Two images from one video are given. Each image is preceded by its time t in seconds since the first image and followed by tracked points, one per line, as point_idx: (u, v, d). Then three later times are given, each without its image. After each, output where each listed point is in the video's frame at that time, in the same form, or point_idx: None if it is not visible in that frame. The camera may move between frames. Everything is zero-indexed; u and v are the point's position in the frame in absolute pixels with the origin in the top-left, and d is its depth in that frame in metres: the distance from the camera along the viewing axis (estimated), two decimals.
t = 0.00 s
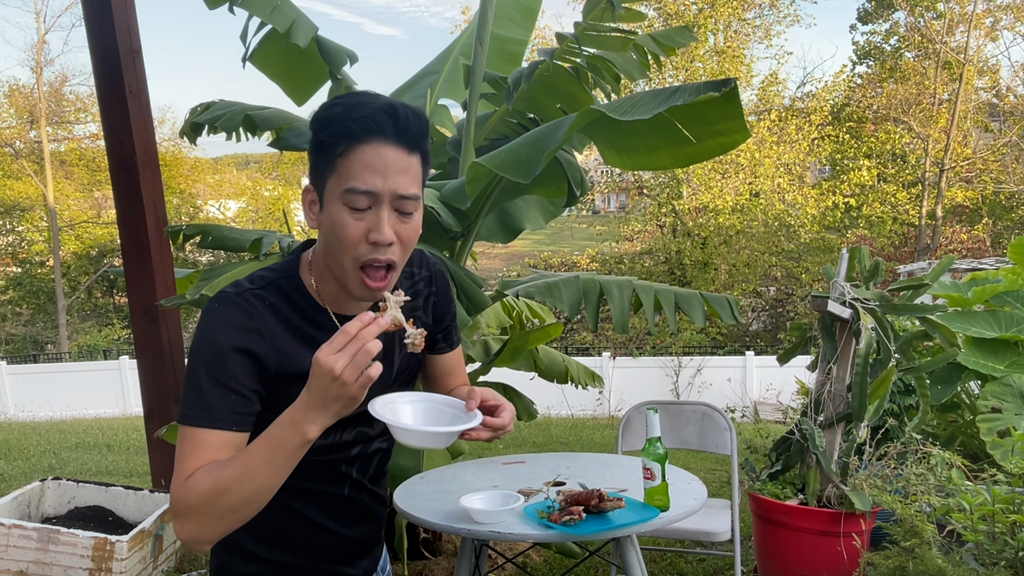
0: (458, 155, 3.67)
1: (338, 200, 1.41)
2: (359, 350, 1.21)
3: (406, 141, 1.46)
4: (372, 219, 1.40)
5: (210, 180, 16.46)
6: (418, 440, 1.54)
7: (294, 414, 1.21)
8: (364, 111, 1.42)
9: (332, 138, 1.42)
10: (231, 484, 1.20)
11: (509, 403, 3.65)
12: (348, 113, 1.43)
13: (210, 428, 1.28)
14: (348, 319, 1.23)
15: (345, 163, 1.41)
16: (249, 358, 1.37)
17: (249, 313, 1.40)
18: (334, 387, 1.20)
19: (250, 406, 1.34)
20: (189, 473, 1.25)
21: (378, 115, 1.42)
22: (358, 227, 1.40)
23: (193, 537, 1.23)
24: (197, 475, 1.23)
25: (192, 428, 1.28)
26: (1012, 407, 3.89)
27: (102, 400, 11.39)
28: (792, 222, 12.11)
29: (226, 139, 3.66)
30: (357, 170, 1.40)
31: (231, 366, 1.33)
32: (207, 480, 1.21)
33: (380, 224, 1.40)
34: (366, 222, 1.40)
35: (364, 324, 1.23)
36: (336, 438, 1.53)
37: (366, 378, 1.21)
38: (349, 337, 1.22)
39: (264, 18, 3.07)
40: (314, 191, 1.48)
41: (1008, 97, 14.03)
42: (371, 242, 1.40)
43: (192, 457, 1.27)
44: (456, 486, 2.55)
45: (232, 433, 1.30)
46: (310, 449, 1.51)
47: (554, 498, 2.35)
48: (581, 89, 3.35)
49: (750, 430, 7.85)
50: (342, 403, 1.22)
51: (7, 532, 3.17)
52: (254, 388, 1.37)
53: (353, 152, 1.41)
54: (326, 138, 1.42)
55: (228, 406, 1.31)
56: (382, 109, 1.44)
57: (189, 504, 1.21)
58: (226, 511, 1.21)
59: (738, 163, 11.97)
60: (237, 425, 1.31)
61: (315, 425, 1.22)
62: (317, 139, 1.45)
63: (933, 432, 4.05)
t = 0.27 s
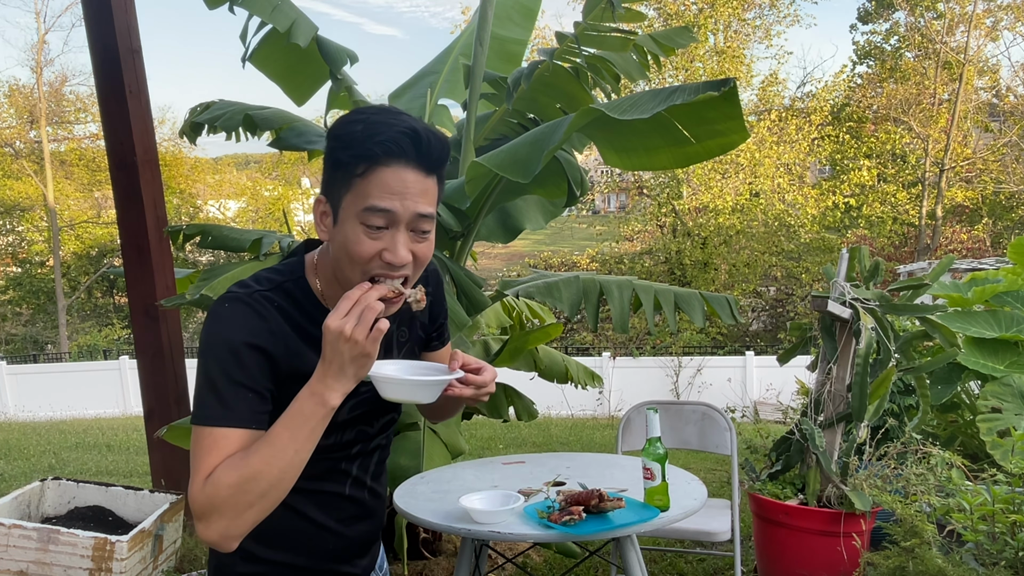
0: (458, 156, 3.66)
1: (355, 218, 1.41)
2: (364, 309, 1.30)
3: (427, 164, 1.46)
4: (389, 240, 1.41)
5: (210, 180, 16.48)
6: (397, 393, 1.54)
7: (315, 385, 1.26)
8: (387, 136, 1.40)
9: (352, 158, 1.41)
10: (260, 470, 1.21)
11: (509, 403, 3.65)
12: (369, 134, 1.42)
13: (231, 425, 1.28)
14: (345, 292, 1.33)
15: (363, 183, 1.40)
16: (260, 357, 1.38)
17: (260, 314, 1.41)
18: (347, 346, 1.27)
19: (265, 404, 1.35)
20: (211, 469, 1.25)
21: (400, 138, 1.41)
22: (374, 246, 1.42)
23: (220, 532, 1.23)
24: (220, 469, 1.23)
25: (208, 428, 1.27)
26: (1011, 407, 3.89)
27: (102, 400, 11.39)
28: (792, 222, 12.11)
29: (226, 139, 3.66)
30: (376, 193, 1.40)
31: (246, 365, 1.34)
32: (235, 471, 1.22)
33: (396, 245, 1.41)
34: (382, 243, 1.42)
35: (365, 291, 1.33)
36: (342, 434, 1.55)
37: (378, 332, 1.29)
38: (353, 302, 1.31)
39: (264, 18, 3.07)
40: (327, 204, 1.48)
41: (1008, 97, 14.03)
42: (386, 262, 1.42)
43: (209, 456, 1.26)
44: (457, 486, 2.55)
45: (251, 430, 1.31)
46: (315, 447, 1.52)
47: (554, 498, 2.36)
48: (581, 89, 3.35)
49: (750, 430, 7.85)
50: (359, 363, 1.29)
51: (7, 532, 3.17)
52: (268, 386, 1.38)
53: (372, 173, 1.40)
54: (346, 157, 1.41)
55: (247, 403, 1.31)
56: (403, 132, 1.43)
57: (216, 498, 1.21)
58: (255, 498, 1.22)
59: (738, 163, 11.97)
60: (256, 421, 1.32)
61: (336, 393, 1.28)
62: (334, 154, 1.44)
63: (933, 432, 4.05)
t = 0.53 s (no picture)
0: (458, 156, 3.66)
1: (362, 216, 1.41)
2: (369, 296, 1.31)
3: (435, 166, 1.46)
4: (395, 237, 1.41)
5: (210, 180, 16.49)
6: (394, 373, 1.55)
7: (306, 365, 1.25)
8: (399, 136, 1.41)
9: (363, 156, 1.41)
10: (245, 449, 1.19)
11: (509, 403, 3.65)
12: (381, 134, 1.43)
13: (223, 410, 1.26)
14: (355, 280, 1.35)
15: (373, 181, 1.41)
16: (263, 348, 1.38)
17: (266, 307, 1.42)
18: (340, 321, 1.28)
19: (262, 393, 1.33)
20: (199, 450, 1.23)
21: (411, 138, 1.42)
22: (379, 243, 1.41)
23: (203, 517, 1.20)
24: (207, 450, 1.21)
25: (201, 411, 1.25)
26: (1011, 407, 3.89)
27: (102, 400, 11.38)
28: (792, 222, 12.11)
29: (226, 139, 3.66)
30: (385, 191, 1.40)
31: (247, 353, 1.34)
32: (220, 451, 1.19)
33: (402, 244, 1.41)
34: (387, 241, 1.42)
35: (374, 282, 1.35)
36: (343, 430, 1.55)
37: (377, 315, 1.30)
38: (360, 287, 1.32)
39: (264, 18, 3.07)
40: (334, 200, 1.48)
41: (1008, 97, 14.03)
42: (390, 259, 1.42)
43: (199, 438, 1.24)
44: (456, 486, 2.55)
45: (242, 416, 1.28)
46: (316, 444, 1.52)
47: (554, 498, 2.36)
48: (581, 89, 3.35)
49: (750, 430, 7.86)
50: (350, 339, 1.28)
51: (7, 532, 3.17)
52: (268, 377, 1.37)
53: (381, 172, 1.41)
54: (357, 154, 1.42)
55: (242, 389, 1.30)
56: (414, 133, 1.44)
57: (201, 479, 1.18)
58: (239, 479, 1.19)
59: (738, 163, 11.97)
60: (250, 408, 1.30)
61: (324, 370, 1.25)
62: (344, 150, 1.45)
63: (933, 432, 4.05)
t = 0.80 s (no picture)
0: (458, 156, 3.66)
1: (369, 221, 1.42)
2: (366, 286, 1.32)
3: (442, 173, 1.47)
4: (402, 243, 1.42)
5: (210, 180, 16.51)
6: (399, 374, 1.55)
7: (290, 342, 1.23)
8: (408, 144, 1.41)
9: (373, 163, 1.41)
10: (223, 420, 1.16)
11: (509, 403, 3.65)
12: (391, 141, 1.43)
13: (206, 389, 1.24)
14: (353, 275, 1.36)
15: (382, 188, 1.41)
16: (258, 338, 1.38)
17: (263, 299, 1.43)
18: (328, 297, 1.29)
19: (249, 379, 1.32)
20: (178, 424, 1.20)
21: (422, 146, 1.43)
22: (386, 248, 1.42)
23: (174, 494, 1.15)
24: (187, 423, 1.19)
25: (183, 390, 1.24)
26: (1012, 407, 3.89)
27: (102, 401, 11.38)
28: (792, 222, 12.11)
29: (226, 139, 3.66)
30: (394, 199, 1.40)
31: (239, 339, 1.34)
32: (200, 422, 1.17)
33: (408, 250, 1.43)
34: (394, 246, 1.42)
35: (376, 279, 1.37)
36: (338, 427, 1.55)
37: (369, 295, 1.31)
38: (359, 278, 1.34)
39: (264, 18, 3.07)
40: (337, 201, 1.47)
41: (1008, 97, 14.02)
42: (396, 265, 1.43)
43: (178, 414, 1.21)
44: (456, 486, 2.55)
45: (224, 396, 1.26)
46: (314, 442, 1.52)
47: (554, 498, 2.36)
48: (582, 90, 3.36)
49: (750, 430, 7.86)
50: (336, 318, 1.27)
51: (7, 532, 3.17)
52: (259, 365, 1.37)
53: (391, 179, 1.41)
54: (367, 160, 1.42)
55: (229, 373, 1.29)
56: (424, 141, 1.45)
57: (176, 452, 1.15)
58: (214, 452, 1.15)
59: (738, 163, 11.96)
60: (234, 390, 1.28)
61: (306, 345, 1.23)
62: (351, 153, 1.44)
63: (933, 432, 4.05)
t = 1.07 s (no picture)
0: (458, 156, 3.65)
1: (375, 226, 1.42)
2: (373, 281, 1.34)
3: (447, 177, 1.48)
4: (407, 247, 1.43)
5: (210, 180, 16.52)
6: (402, 371, 1.56)
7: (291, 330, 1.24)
8: (415, 149, 1.41)
9: (379, 167, 1.41)
10: (219, 404, 1.16)
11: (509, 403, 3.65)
12: (397, 145, 1.42)
13: (203, 375, 1.24)
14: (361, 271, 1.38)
15: (388, 193, 1.40)
16: (256, 332, 1.38)
17: (262, 293, 1.43)
18: (333, 289, 1.30)
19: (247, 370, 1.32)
20: (173, 407, 1.20)
21: (428, 151, 1.43)
22: (391, 251, 1.43)
23: (164, 476, 1.14)
24: (181, 405, 1.18)
25: (180, 374, 1.23)
26: (1012, 407, 3.89)
27: (102, 401, 11.37)
28: (792, 222, 12.10)
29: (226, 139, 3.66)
30: (401, 203, 1.40)
31: (237, 330, 1.34)
32: (195, 405, 1.17)
33: (413, 253, 1.44)
34: (399, 250, 1.43)
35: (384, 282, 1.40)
36: (337, 425, 1.55)
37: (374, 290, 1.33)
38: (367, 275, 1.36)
39: (264, 18, 3.07)
40: (340, 203, 1.47)
41: (1008, 97, 14.02)
42: (401, 268, 1.44)
43: (173, 398, 1.21)
44: (456, 486, 2.55)
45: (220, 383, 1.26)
46: (312, 440, 1.52)
47: (554, 498, 2.35)
48: (582, 90, 3.36)
49: (750, 430, 7.87)
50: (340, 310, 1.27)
51: (7, 532, 3.17)
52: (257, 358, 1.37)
53: (397, 184, 1.40)
54: (373, 164, 1.41)
55: (226, 362, 1.29)
56: (430, 145, 1.44)
57: (170, 433, 1.15)
58: (208, 435, 1.15)
59: (738, 163, 11.96)
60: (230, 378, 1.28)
61: (306, 333, 1.24)
62: (356, 156, 1.44)
63: (933, 432, 4.05)
